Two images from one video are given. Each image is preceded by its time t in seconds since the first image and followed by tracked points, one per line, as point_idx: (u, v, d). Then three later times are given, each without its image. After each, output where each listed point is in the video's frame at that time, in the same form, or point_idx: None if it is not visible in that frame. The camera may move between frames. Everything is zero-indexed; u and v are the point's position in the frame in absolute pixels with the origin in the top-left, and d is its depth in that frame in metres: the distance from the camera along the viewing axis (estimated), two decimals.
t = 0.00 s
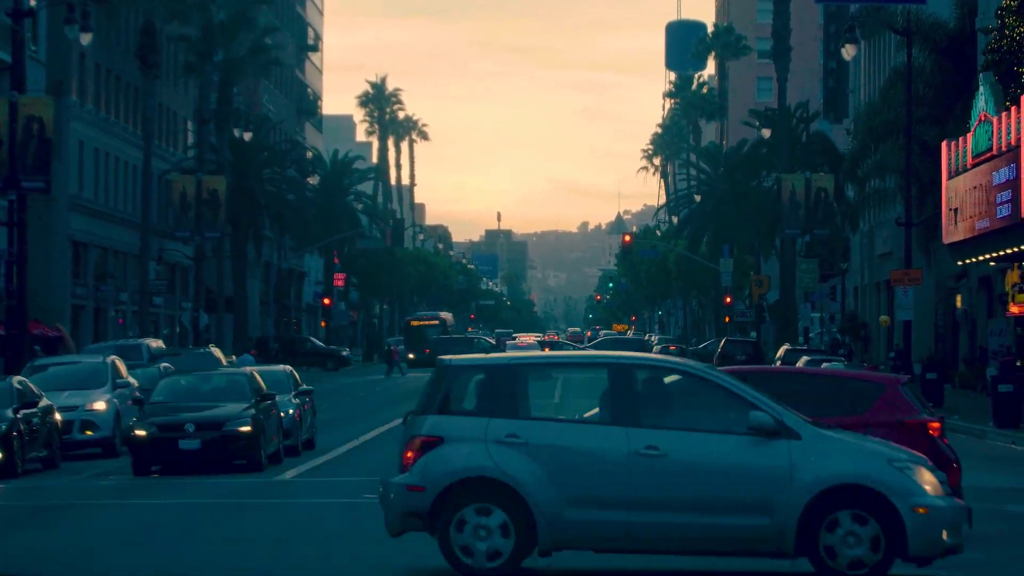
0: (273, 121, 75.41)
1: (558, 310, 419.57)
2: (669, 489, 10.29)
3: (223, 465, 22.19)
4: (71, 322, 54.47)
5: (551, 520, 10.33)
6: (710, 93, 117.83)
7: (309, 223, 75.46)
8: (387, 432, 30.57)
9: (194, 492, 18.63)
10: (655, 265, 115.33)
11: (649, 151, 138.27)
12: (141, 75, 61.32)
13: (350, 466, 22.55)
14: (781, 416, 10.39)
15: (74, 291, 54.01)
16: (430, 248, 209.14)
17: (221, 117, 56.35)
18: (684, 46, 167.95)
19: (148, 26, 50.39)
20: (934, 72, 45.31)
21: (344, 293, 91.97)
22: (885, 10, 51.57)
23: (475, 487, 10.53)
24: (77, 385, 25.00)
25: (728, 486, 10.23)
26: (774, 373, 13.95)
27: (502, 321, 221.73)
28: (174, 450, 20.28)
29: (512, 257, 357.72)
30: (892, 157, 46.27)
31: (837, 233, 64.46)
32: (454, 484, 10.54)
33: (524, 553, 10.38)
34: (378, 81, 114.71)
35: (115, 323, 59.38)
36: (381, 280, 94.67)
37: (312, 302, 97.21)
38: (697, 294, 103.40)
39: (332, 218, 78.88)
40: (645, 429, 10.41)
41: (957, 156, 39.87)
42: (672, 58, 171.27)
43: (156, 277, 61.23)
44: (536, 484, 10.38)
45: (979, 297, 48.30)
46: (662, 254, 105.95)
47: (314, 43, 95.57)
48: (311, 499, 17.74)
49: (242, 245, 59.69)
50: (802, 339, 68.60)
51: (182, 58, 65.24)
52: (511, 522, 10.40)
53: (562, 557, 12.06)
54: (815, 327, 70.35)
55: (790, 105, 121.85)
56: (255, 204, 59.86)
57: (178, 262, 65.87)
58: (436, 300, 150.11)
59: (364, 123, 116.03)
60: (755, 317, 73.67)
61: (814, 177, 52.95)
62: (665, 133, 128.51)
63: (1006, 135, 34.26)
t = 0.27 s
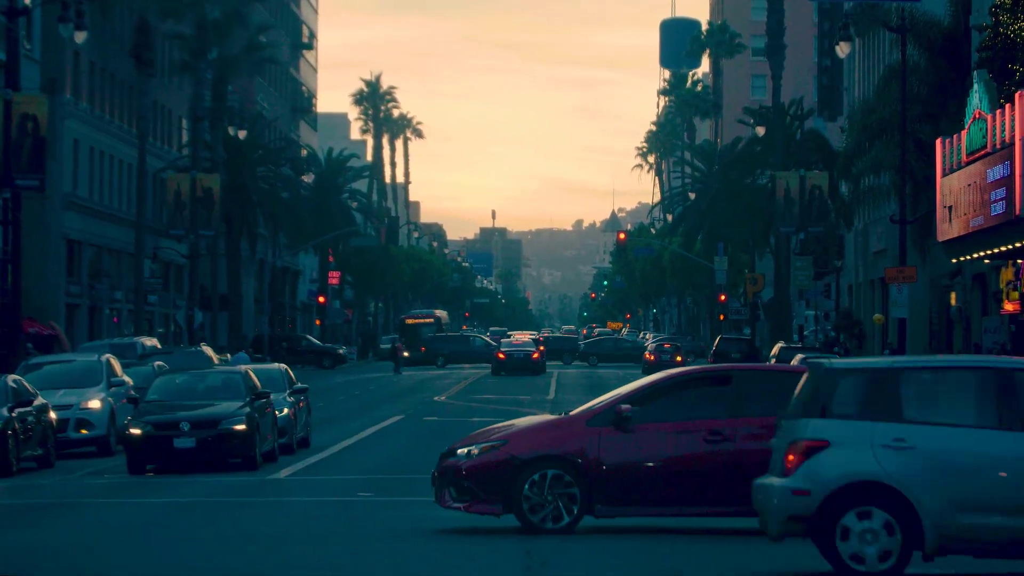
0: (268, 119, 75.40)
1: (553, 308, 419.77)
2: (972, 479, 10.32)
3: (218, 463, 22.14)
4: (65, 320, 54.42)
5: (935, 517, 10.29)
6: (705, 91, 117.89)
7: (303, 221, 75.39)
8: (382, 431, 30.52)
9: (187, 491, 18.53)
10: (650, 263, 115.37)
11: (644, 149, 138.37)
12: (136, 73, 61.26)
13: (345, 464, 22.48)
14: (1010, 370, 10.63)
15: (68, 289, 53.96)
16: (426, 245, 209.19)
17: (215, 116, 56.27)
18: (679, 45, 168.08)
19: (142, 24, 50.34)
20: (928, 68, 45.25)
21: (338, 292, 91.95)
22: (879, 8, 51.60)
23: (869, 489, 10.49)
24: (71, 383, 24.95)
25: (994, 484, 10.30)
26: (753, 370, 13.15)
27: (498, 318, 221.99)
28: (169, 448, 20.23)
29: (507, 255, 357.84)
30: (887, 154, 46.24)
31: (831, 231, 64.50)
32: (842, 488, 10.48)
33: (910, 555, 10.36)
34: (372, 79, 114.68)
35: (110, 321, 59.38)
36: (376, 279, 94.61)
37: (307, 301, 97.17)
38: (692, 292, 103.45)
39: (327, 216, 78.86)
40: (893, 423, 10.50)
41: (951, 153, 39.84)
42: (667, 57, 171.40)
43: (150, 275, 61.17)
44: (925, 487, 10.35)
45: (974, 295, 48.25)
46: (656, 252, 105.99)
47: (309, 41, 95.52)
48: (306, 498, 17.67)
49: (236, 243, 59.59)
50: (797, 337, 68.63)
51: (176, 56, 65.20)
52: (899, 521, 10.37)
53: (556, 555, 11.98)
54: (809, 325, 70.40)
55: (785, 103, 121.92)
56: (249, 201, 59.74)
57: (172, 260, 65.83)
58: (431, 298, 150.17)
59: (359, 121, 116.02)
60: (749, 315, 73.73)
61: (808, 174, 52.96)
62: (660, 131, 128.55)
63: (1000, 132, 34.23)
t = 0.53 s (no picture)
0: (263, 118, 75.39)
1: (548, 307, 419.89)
2: None
3: (212, 463, 22.15)
4: (61, 319, 54.39)
5: None
6: (700, 90, 117.94)
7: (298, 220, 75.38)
8: (378, 430, 30.53)
9: (182, 491, 18.51)
10: (645, 262, 115.46)
11: (639, 147, 138.37)
12: (131, 72, 61.21)
13: (339, 463, 22.48)
14: None
15: (63, 288, 53.92)
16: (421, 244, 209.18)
17: (210, 114, 56.23)
18: (674, 43, 168.12)
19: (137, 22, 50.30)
20: (923, 67, 45.27)
21: (334, 291, 91.94)
22: (874, 7, 51.65)
23: None
24: (67, 382, 24.95)
25: None
26: (738, 368, 13.15)
27: (493, 317, 222.01)
28: (165, 447, 20.22)
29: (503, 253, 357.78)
30: (882, 153, 46.26)
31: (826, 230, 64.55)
32: None
33: None
34: (367, 77, 114.65)
35: (105, 320, 59.33)
36: (371, 278, 94.58)
37: (302, 299, 97.12)
38: (687, 291, 103.51)
39: (322, 214, 78.85)
40: None
41: (946, 151, 39.88)
42: (662, 56, 171.45)
43: (145, 274, 61.14)
44: None
45: (969, 293, 48.30)
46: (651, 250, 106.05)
47: (304, 39, 95.46)
48: (302, 497, 17.68)
49: (231, 242, 59.55)
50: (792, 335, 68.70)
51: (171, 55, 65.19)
52: None
53: (551, 553, 11.94)
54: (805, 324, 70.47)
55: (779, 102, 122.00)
56: (243, 199, 59.74)
57: (167, 259, 65.80)
58: (426, 297, 150.18)
59: (354, 119, 116.00)
60: (744, 313, 73.82)
61: (803, 173, 52.97)
62: (655, 129, 128.60)
63: (995, 130, 34.29)
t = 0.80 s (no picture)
0: (259, 115, 75.36)
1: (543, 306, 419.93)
2: None
3: (209, 461, 22.13)
4: (57, 317, 54.38)
5: None
6: (696, 88, 117.98)
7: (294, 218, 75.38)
8: (374, 428, 30.53)
9: (179, 489, 18.50)
10: (640, 260, 115.61)
11: (635, 145, 138.37)
12: (127, 70, 61.14)
13: (335, 461, 22.50)
14: None
15: (60, 287, 53.90)
16: (417, 243, 209.08)
17: (206, 112, 56.17)
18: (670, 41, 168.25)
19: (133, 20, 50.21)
20: (918, 65, 45.24)
21: (331, 289, 91.95)
22: (870, 6, 51.66)
23: None
24: (63, 380, 24.94)
25: None
26: (723, 366, 13.16)
27: (489, 316, 222.03)
28: (161, 445, 20.20)
29: (499, 252, 357.88)
30: (878, 151, 46.26)
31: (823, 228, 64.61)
32: None
33: None
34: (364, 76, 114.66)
35: (102, 319, 59.31)
36: (367, 276, 94.54)
37: (298, 298, 97.11)
38: (684, 289, 103.61)
39: (317, 213, 78.83)
40: None
41: (942, 150, 39.92)
42: (658, 54, 171.49)
43: (142, 272, 61.12)
44: None
45: (965, 292, 48.35)
46: (648, 248, 106.14)
47: (300, 37, 95.45)
48: (298, 495, 17.69)
49: (227, 240, 59.50)
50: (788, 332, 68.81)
51: (168, 54, 65.16)
52: None
53: (542, 552, 11.94)
54: (800, 322, 70.55)
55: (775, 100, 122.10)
56: (240, 197, 59.70)
57: (164, 257, 65.79)
58: (422, 295, 150.15)
59: (350, 118, 115.94)
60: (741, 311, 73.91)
61: (800, 171, 52.92)
62: (651, 127, 128.66)
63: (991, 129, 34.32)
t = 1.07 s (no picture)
0: (257, 113, 75.37)
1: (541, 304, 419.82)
2: None
3: (207, 459, 22.14)
4: (55, 315, 54.35)
5: None
6: (693, 86, 117.99)
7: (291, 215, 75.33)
8: (371, 426, 30.54)
9: (176, 487, 18.51)
10: (638, 258, 115.62)
11: (633, 143, 138.39)
12: (125, 68, 61.11)
13: (332, 459, 22.52)
14: None
15: (57, 284, 53.86)
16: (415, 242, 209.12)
17: (203, 109, 56.14)
18: (668, 39, 168.26)
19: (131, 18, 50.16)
20: (916, 63, 45.25)
21: (328, 287, 91.94)
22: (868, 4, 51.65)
23: None
24: (61, 378, 24.95)
25: None
26: (714, 364, 13.16)
27: (486, 313, 222.01)
28: (158, 443, 20.21)
29: (496, 250, 357.73)
30: (875, 150, 46.27)
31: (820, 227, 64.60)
32: None
33: None
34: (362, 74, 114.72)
35: (99, 316, 59.29)
36: (365, 274, 94.51)
37: (296, 296, 97.12)
38: (681, 287, 103.63)
39: (315, 210, 78.81)
40: None
41: (940, 149, 39.91)
42: (656, 53, 171.43)
43: (139, 270, 61.09)
44: None
45: (962, 290, 48.37)
46: (645, 246, 106.15)
47: (298, 34, 95.39)
48: (294, 492, 17.70)
49: (225, 238, 59.47)
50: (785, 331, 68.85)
51: (165, 51, 65.13)
52: None
53: (534, 550, 11.93)
54: (797, 320, 70.56)
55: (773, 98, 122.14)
56: (238, 195, 59.65)
57: (161, 255, 65.74)
58: (419, 293, 150.21)
59: (348, 115, 115.90)
60: (739, 309, 73.92)
61: (797, 169, 52.92)
62: (649, 125, 128.69)
63: (988, 127, 34.33)
